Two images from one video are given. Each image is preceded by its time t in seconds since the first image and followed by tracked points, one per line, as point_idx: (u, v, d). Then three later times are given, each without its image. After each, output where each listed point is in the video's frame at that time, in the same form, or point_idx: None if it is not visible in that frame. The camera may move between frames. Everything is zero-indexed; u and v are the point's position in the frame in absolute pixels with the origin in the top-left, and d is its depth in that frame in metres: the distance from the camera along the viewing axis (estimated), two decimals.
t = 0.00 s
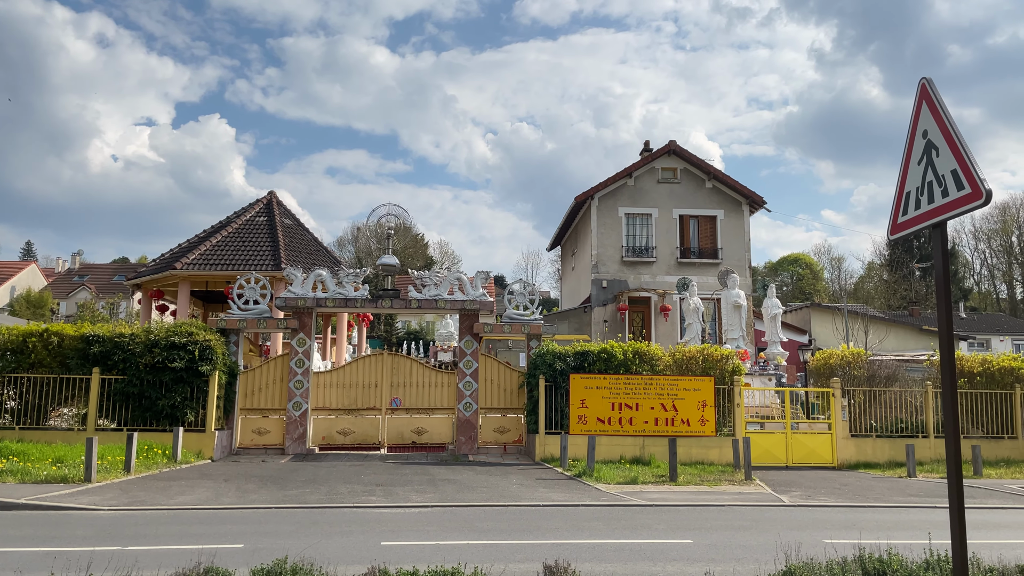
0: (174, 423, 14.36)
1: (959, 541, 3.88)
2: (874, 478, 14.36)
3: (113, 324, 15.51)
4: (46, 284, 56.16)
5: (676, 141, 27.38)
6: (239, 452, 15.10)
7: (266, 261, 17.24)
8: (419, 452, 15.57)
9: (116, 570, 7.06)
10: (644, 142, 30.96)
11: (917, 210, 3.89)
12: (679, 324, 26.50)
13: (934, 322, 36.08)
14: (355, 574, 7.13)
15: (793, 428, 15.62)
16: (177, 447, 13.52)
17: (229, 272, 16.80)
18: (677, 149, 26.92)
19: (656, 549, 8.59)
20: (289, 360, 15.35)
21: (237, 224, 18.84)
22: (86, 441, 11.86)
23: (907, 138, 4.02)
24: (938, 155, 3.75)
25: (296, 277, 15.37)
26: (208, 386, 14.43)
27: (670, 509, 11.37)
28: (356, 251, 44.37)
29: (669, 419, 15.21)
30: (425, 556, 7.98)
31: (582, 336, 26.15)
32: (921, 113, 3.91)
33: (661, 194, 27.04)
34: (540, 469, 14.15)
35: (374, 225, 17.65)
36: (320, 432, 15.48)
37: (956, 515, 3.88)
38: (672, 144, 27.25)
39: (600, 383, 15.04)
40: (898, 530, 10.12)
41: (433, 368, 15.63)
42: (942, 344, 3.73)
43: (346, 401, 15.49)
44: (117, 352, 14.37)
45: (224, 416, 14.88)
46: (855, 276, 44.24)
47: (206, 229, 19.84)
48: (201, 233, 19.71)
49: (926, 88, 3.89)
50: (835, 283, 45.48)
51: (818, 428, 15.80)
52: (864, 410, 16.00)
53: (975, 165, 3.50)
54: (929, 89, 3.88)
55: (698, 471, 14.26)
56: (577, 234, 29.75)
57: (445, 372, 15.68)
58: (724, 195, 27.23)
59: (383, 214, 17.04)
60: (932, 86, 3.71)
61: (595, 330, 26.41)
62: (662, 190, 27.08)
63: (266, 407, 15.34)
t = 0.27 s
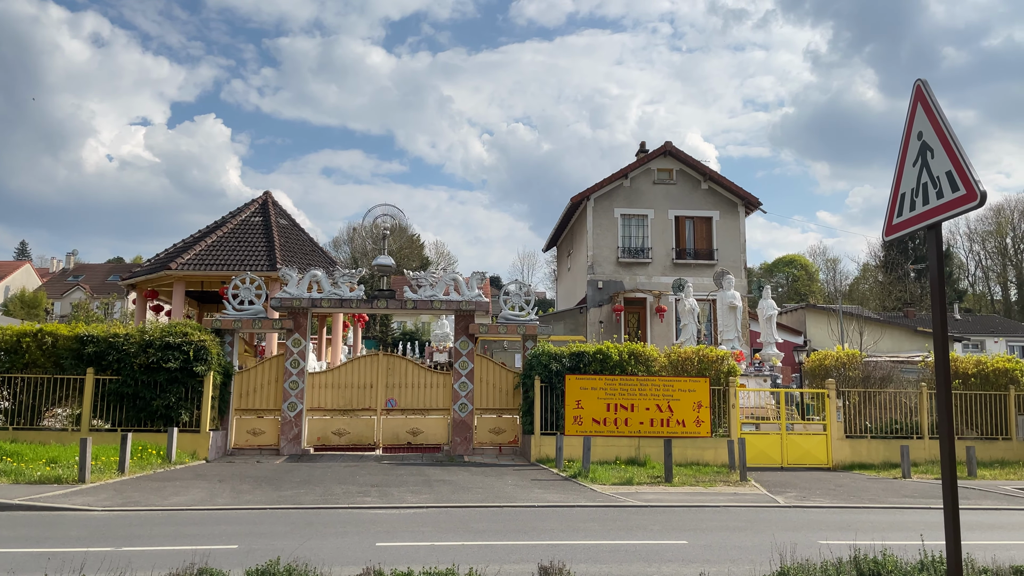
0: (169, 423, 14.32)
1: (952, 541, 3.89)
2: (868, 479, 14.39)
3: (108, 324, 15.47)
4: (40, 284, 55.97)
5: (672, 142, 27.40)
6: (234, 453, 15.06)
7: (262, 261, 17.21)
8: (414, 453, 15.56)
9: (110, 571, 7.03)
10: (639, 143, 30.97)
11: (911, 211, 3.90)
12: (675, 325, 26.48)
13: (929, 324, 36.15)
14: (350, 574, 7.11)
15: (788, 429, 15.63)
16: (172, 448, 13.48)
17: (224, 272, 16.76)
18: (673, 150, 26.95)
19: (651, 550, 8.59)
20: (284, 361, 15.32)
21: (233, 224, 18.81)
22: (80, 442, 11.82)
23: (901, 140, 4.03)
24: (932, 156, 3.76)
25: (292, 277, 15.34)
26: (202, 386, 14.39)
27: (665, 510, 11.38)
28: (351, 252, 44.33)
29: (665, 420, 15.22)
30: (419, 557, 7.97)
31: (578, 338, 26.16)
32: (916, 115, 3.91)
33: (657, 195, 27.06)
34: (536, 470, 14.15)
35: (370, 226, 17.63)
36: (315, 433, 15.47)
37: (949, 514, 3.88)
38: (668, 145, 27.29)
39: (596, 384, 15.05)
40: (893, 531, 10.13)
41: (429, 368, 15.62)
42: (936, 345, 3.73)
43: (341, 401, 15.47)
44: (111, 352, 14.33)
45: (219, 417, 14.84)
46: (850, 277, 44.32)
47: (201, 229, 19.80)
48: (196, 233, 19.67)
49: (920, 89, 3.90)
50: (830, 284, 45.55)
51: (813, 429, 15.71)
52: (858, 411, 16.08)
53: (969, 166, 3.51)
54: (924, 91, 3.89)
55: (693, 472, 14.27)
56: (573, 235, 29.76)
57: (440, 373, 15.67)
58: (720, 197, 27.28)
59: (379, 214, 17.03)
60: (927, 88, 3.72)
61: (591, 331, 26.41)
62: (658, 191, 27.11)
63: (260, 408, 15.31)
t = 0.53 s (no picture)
0: (164, 423, 14.29)
1: (948, 541, 3.89)
2: (864, 480, 14.41)
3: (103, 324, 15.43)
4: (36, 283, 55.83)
5: (668, 143, 27.42)
6: (230, 453, 15.03)
7: (258, 261, 17.18)
8: (410, 453, 15.55)
9: (104, 572, 7.00)
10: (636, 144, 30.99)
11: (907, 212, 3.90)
12: (671, 325, 26.53)
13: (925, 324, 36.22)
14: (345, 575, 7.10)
15: (785, 430, 15.64)
16: (167, 448, 13.45)
17: (220, 272, 16.73)
18: (670, 151, 26.98)
19: (647, 550, 8.58)
20: (280, 361, 15.29)
21: (228, 224, 18.78)
22: (75, 442, 11.79)
23: (897, 141, 4.04)
24: (928, 157, 3.76)
25: (288, 277, 15.31)
26: (198, 387, 14.36)
27: (661, 510, 11.38)
28: (348, 252, 44.30)
29: (661, 420, 15.22)
30: (415, 557, 7.96)
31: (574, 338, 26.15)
32: (912, 116, 3.92)
33: (654, 196, 27.08)
34: (532, 470, 14.15)
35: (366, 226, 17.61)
36: (311, 433, 15.43)
37: (945, 514, 3.87)
38: (664, 146, 27.31)
39: (592, 384, 15.06)
40: (889, 532, 10.14)
41: (425, 369, 15.61)
42: (931, 346, 3.73)
43: (338, 402, 15.45)
44: (106, 352, 14.30)
45: (214, 417, 14.81)
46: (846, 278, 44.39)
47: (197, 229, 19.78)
48: (192, 233, 19.65)
49: (916, 90, 3.90)
50: (826, 285, 45.63)
51: (809, 429, 15.79)
52: (853, 412, 16.21)
53: (964, 167, 3.51)
54: (919, 92, 3.90)
55: (689, 472, 14.28)
56: (570, 236, 29.77)
57: (436, 373, 15.64)
58: (717, 197, 27.31)
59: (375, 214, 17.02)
60: (922, 89, 3.73)
61: (588, 331, 26.41)
62: (654, 192, 27.12)
63: (256, 408, 15.28)
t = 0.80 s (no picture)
0: (162, 423, 14.27)
1: (945, 541, 3.90)
2: (862, 480, 14.42)
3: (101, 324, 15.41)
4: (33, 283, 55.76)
5: (666, 144, 27.43)
6: (227, 453, 15.02)
7: (256, 261, 17.17)
8: (408, 454, 15.55)
9: (101, 572, 6.99)
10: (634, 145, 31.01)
11: (904, 212, 3.90)
12: (670, 325, 26.53)
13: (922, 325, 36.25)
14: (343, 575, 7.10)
15: (782, 430, 15.67)
16: (165, 448, 13.44)
17: (218, 272, 16.72)
18: (668, 152, 27.00)
19: (645, 551, 8.58)
20: (278, 361, 15.29)
21: (226, 224, 18.76)
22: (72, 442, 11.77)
23: (895, 141, 4.04)
24: (926, 158, 3.77)
25: (286, 277, 15.31)
26: (195, 387, 14.34)
27: (659, 510, 11.38)
28: (345, 252, 44.28)
29: (659, 420, 15.21)
30: (413, 557, 7.96)
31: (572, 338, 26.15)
32: (910, 116, 3.92)
33: (652, 196, 27.10)
34: (530, 471, 14.15)
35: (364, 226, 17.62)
36: (309, 433, 15.42)
37: (941, 515, 3.88)
38: (662, 146, 27.32)
39: (590, 385, 15.03)
40: (887, 532, 10.15)
41: (423, 369, 15.60)
42: (928, 347, 3.74)
43: (335, 402, 15.44)
44: (104, 352, 14.28)
45: (212, 417, 14.80)
46: (844, 278, 44.43)
47: (195, 229, 19.77)
48: (189, 233, 19.63)
49: (914, 91, 3.90)
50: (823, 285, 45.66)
51: (807, 430, 15.86)
52: (851, 412, 16.07)
53: (962, 168, 3.51)
54: (917, 93, 3.90)
55: (687, 473, 14.29)
56: (568, 236, 29.78)
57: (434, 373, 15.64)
58: (715, 198, 27.33)
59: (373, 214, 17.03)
60: (920, 90, 3.73)
61: (585, 332, 26.39)
62: (652, 193, 27.14)
63: (254, 408, 15.28)
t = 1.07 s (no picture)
0: (160, 424, 14.27)
1: (944, 542, 3.91)
2: (861, 480, 14.43)
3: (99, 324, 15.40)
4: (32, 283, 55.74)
5: (665, 144, 27.44)
6: (226, 453, 15.02)
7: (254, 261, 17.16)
8: (407, 454, 15.55)
9: (100, 573, 6.98)
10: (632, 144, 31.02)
11: (903, 212, 3.91)
12: (669, 325, 26.52)
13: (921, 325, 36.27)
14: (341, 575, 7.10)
15: (781, 430, 15.67)
16: (163, 448, 13.43)
17: (217, 272, 16.71)
18: (667, 152, 27.01)
19: (645, 551, 8.58)
20: (277, 361, 15.29)
21: (225, 224, 18.76)
22: (71, 442, 11.76)
23: (894, 141, 4.04)
24: (925, 158, 3.77)
25: (285, 277, 15.30)
26: (194, 387, 14.34)
27: (658, 510, 11.38)
28: (344, 252, 44.28)
29: (658, 420, 15.18)
30: (412, 557, 7.96)
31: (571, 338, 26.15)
32: (908, 116, 3.92)
33: (650, 196, 27.11)
34: (529, 471, 14.15)
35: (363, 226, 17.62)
36: (308, 433, 15.42)
37: (940, 515, 3.88)
38: (661, 146, 27.33)
39: (589, 385, 14.97)
40: (886, 532, 10.15)
41: (422, 369, 15.59)
42: (928, 347, 3.74)
43: (334, 402, 15.43)
44: (103, 351, 14.28)
45: (211, 417, 14.79)
46: (843, 278, 44.46)
47: (194, 229, 19.76)
48: (188, 233, 19.63)
49: (913, 90, 3.91)
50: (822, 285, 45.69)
51: (806, 430, 15.84)
52: (851, 412, 16.04)
53: (960, 168, 3.52)
54: (916, 92, 3.90)
55: (686, 473, 14.30)
56: (566, 236, 29.79)
57: (433, 373, 15.64)
58: (713, 198, 27.34)
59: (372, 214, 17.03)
60: (918, 89, 3.74)
61: (584, 331, 26.39)
62: (651, 193, 27.15)
63: (253, 408, 15.27)
